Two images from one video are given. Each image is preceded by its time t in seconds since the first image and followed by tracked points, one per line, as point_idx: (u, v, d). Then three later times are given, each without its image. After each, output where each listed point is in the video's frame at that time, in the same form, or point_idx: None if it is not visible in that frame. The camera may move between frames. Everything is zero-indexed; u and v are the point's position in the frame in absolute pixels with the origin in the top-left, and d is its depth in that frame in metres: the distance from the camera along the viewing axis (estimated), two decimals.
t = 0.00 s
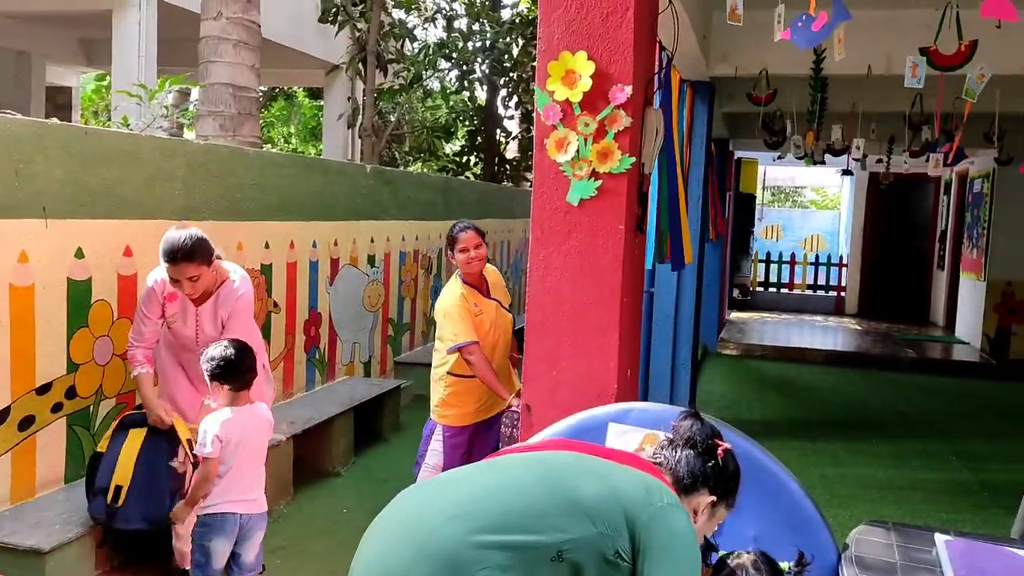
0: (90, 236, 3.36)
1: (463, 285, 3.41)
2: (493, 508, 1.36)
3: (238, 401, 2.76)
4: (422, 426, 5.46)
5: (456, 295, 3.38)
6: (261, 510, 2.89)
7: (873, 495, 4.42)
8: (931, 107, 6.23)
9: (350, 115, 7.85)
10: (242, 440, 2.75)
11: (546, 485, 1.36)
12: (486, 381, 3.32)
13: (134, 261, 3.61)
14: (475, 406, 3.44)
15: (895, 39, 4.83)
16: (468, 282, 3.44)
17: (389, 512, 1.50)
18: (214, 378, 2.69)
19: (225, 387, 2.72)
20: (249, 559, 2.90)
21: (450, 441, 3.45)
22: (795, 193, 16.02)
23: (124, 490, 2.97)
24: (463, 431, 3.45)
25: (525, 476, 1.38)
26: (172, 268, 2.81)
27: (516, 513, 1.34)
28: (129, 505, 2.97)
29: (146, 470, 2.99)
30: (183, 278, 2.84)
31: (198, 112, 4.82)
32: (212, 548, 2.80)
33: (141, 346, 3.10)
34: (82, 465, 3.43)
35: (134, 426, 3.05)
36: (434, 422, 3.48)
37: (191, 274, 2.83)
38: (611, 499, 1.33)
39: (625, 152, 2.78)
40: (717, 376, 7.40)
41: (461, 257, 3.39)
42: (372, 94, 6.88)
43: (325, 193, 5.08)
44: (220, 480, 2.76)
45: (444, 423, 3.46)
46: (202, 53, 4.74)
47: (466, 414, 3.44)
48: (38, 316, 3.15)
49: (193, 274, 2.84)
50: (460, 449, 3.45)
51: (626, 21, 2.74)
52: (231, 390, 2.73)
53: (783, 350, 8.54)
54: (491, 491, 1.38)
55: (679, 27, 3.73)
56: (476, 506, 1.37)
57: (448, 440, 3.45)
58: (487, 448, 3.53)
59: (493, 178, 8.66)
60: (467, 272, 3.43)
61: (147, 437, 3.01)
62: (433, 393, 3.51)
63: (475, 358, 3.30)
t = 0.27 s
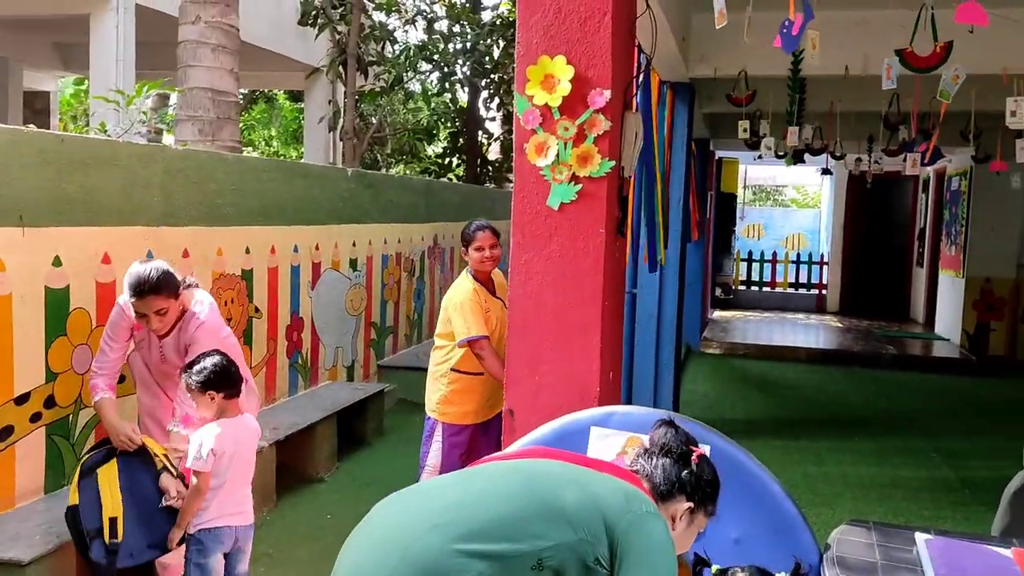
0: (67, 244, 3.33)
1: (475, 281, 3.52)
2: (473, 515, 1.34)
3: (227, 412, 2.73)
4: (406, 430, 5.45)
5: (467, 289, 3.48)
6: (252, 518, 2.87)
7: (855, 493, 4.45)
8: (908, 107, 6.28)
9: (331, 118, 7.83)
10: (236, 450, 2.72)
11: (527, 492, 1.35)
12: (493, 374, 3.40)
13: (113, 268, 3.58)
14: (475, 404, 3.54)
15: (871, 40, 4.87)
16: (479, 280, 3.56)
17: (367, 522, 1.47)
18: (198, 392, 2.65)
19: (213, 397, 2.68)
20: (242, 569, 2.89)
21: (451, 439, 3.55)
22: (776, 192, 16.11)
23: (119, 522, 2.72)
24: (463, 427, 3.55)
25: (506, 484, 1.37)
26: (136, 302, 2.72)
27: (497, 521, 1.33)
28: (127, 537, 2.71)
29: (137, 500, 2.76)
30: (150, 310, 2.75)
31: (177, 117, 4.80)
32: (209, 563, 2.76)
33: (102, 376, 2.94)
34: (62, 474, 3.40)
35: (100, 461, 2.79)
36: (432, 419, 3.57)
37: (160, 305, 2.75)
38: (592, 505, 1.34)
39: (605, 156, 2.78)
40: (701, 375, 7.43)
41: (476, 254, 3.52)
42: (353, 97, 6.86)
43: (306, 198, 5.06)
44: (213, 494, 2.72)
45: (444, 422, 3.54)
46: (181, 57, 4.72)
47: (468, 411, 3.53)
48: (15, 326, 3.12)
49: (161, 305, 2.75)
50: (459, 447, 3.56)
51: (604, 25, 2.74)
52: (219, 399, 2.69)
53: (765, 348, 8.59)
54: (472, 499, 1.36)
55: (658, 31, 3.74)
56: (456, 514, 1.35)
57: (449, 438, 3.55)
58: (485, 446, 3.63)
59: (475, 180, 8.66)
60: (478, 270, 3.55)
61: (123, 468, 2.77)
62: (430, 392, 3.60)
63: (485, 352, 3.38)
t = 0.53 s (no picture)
0: (47, 247, 3.30)
1: (462, 278, 3.52)
2: (455, 519, 1.34)
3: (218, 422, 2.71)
4: (391, 430, 5.44)
5: (451, 287, 3.49)
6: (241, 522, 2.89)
7: (838, 488, 4.48)
8: (889, 104, 6.32)
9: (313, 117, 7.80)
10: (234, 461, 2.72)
11: (508, 496, 1.35)
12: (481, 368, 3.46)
13: (93, 271, 3.55)
14: (462, 401, 3.54)
15: (852, 37, 4.88)
16: (465, 280, 3.57)
17: (347, 528, 1.46)
18: (190, 402, 2.60)
19: (207, 407, 2.65)
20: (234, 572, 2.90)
21: (436, 438, 3.56)
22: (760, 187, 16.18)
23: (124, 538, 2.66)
24: (449, 426, 3.54)
25: (487, 488, 1.37)
26: (117, 322, 2.69)
27: (478, 525, 1.33)
28: (133, 551, 2.67)
29: (136, 514, 2.71)
30: (132, 331, 2.72)
31: (158, 117, 4.77)
32: (213, 573, 2.76)
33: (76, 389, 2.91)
34: (44, 479, 3.38)
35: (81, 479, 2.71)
36: (419, 416, 3.58)
37: (142, 324, 2.73)
38: (572, 507, 1.34)
39: (586, 156, 2.78)
40: (685, 372, 7.46)
41: (461, 254, 3.54)
42: (335, 96, 6.82)
43: (289, 197, 5.04)
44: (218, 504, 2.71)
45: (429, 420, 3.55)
46: (160, 57, 4.68)
47: (457, 409, 3.54)
48: None
49: (143, 325, 2.73)
50: (447, 447, 3.56)
51: (584, 26, 2.74)
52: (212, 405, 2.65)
53: (749, 343, 8.63)
54: (453, 503, 1.36)
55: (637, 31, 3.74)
56: (438, 518, 1.35)
57: (435, 437, 3.56)
58: (472, 446, 3.63)
59: (459, 178, 8.66)
60: (464, 269, 3.55)
61: (110, 477, 2.73)
62: (417, 389, 3.61)
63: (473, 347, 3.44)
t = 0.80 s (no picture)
0: (30, 244, 3.27)
1: (441, 276, 3.50)
2: (442, 516, 1.33)
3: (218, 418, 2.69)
4: (380, 427, 5.43)
5: (430, 287, 3.48)
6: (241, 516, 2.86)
7: (826, 481, 4.49)
8: (875, 98, 6.34)
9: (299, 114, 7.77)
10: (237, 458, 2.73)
11: (495, 494, 1.34)
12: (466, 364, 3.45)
13: (77, 268, 3.52)
14: (450, 397, 3.53)
15: (839, 32, 4.89)
16: (445, 278, 3.55)
17: (333, 523, 1.44)
18: (192, 399, 2.58)
19: (209, 404, 2.63)
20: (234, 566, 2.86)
21: (423, 436, 3.55)
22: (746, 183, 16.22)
23: (113, 546, 2.73)
24: (436, 422, 3.53)
25: (474, 486, 1.36)
26: (112, 329, 2.65)
27: (465, 523, 1.32)
28: (123, 557, 2.74)
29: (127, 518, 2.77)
30: (129, 338, 2.69)
31: (142, 114, 4.73)
32: (216, 568, 2.72)
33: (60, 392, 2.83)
34: (30, 478, 3.35)
35: (78, 480, 2.78)
36: (407, 414, 3.57)
37: (138, 331, 2.70)
38: (560, 506, 1.33)
39: (574, 150, 2.77)
40: (673, 368, 7.46)
41: (437, 254, 3.51)
42: (321, 92, 6.79)
43: (275, 194, 5.02)
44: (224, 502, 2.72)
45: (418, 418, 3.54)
46: (144, 53, 4.65)
47: (445, 404, 3.53)
48: None
49: (138, 331, 2.70)
50: (435, 443, 3.55)
51: (570, 20, 2.73)
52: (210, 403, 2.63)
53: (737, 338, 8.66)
54: (440, 500, 1.35)
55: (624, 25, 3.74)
56: (424, 516, 1.33)
57: (422, 434, 3.54)
58: (462, 442, 3.61)
59: (447, 174, 8.65)
60: (443, 268, 3.53)
61: (107, 480, 2.79)
62: (405, 386, 3.60)
63: (455, 343, 3.43)
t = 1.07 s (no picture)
0: (19, 243, 3.26)
1: (429, 273, 3.50)
2: (434, 511, 1.33)
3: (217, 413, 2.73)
4: (370, 424, 5.43)
5: (418, 283, 3.47)
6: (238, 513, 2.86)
7: (815, 475, 4.51)
8: (863, 94, 6.36)
9: (288, 111, 7.76)
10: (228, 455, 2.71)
11: (487, 488, 1.34)
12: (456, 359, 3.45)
13: (66, 267, 3.51)
14: (440, 394, 3.53)
15: (826, 27, 4.90)
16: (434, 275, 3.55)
17: (330, 515, 1.46)
18: (189, 394, 2.62)
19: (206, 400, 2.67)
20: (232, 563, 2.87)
21: (414, 432, 3.55)
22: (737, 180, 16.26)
23: (131, 535, 2.77)
24: (429, 419, 3.53)
25: (466, 481, 1.35)
26: (116, 321, 2.63)
27: (457, 517, 1.32)
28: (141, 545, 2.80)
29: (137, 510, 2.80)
30: (132, 327, 2.67)
31: (130, 111, 4.72)
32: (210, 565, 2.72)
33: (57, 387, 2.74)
34: (19, 477, 3.34)
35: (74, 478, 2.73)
36: (399, 411, 3.57)
37: (141, 321, 2.68)
38: (551, 500, 1.32)
39: (562, 146, 2.77)
40: (664, 364, 7.48)
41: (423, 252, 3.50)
42: (310, 89, 6.77)
43: (264, 191, 5.01)
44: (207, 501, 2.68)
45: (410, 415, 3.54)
46: (132, 50, 4.63)
47: (438, 401, 3.53)
48: None
49: (141, 322, 2.68)
50: (425, 440, 3.55)
51: (558, 16, 2.73)
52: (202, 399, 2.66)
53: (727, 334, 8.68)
54: (433, 495, 1.35)
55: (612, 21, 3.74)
56: (417, 511, 1.34)
57: (412, 431, 3.55)
58: (452, 438, 3.63)
59: (437, 172, 8.65)
60: (431, 266, 3.53)
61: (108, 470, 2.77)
62: (397, 383, 3.60)
63: (444, 338, 3.43)
